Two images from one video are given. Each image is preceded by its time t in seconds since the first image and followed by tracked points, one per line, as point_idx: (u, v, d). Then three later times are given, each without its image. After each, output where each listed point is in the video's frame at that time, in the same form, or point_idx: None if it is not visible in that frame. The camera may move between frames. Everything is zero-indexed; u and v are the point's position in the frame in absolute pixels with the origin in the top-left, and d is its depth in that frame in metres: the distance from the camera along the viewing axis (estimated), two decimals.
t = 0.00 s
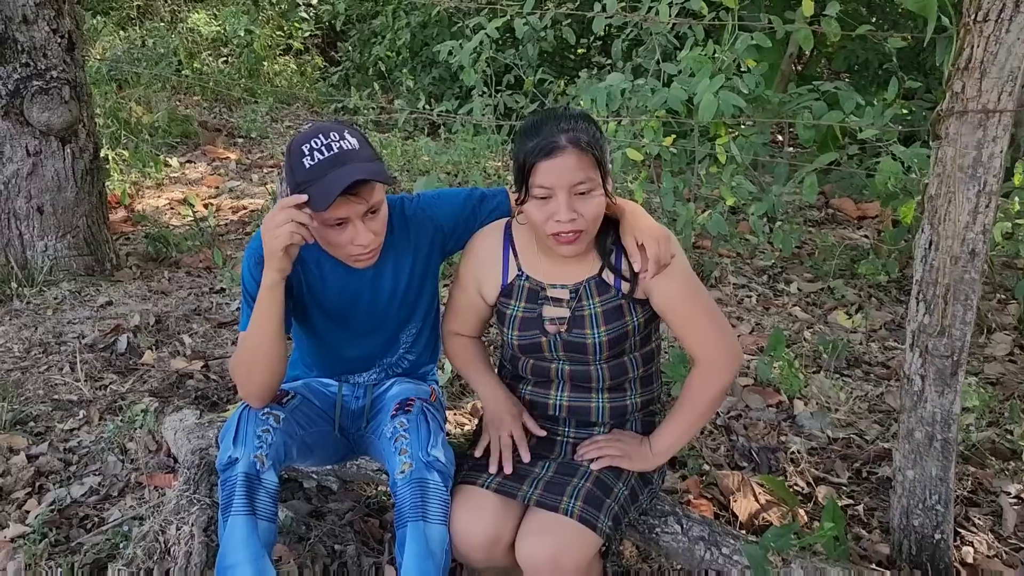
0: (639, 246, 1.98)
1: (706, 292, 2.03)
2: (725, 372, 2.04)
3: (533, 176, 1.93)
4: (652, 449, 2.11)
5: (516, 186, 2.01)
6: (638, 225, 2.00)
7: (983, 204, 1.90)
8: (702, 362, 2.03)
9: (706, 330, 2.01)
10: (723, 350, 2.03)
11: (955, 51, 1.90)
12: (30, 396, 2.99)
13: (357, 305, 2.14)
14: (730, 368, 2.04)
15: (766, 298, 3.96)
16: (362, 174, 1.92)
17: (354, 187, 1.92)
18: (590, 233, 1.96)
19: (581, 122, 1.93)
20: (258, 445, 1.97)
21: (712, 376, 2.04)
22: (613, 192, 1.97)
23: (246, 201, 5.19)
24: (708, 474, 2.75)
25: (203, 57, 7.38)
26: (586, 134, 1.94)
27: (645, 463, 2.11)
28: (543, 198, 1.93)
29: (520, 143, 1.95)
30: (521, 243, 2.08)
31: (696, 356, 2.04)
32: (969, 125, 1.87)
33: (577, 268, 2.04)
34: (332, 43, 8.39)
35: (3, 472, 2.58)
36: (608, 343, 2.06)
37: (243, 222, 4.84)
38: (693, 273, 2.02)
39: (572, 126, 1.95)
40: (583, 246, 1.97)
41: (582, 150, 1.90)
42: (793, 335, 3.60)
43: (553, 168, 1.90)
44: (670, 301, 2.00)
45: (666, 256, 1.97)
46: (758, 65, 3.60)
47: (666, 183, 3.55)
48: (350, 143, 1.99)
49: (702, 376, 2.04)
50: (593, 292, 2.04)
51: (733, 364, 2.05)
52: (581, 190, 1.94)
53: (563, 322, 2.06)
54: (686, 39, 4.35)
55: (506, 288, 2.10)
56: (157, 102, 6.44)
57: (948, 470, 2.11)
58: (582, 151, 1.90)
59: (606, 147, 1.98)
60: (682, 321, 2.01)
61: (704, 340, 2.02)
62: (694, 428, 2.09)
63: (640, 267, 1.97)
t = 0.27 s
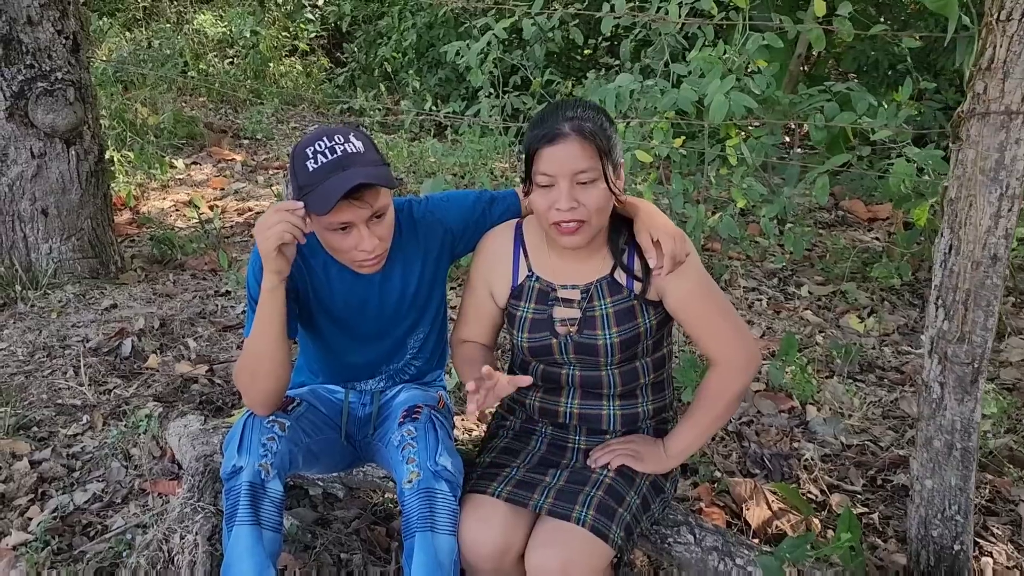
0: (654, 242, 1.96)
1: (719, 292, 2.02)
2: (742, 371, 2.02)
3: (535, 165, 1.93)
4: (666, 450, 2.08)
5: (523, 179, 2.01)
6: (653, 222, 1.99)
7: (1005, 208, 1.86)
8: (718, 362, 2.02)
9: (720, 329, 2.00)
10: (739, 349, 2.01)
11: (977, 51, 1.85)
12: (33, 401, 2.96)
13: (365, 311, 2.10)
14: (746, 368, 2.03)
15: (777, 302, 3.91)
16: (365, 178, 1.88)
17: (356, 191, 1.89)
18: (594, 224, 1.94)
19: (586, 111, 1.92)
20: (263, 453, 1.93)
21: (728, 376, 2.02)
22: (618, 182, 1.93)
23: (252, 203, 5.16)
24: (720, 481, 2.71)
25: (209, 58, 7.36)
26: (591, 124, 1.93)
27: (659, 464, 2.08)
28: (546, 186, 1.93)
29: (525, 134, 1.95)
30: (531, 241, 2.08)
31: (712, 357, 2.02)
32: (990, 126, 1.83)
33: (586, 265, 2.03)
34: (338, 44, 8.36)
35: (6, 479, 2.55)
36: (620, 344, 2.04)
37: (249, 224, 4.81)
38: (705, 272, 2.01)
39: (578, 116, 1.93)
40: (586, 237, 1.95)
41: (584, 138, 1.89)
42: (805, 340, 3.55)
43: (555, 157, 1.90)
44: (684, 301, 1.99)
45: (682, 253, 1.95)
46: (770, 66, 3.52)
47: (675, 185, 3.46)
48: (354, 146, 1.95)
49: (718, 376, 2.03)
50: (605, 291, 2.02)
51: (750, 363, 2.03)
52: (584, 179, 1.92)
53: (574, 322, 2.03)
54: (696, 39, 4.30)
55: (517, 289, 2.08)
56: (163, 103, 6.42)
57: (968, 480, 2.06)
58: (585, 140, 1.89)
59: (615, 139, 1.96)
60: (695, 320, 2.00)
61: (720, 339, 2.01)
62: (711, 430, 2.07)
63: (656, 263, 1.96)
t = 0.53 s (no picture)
0: (671, 239, 1.94)
1: (735, 292, 1.99)
2: (758, 373, 1.99)
3: (537, 150, 1.91)
4: (679, 453, 2.05)
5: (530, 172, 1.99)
6: (669, 219, 1.96)
7: None
8: (734, 363, 1.98)
9: (735, 330, 1.96)
10: (755, 350, 1.98)
11: (998, 48, 1.81)
12: (36, 403, 2.94)
13: (370, 314, 2.06)
14: (762, 370, 1.99)
15: (787, 303, 3.86)
16: (378, 173, 1.86)
17: (368, 185, 1.86)
18: (594, 212, 1.90)
19: (588, 98, 1.88)
20: (267, 458, 1.90)
21: (743, 377, 1.98)
22: (620, 170, 1.87)
23: (258, 202, 5.13)
24: (731, 487, 2.66)
25: (215, 58, 7.34)
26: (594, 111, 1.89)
27: (673, 468, 2.04)
28: (546, 172, 1.90)
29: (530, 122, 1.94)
30: (541, 238, 2.05)
31: (727, 358, 1.99)
32: (1011, 126, 1.79)
33: (596, 262, 1.99)
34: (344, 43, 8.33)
35: (8, 482, 2.52)
36: (632, 344, 1.99)
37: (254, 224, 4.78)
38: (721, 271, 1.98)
39: (580, 102, 1.90)
40: (585, 226, 1.91)
41: (581, 122, 1.86)
42: (817, 342, 3.50)
43: (552, 141, 1.87)
44: (700, 300, 1.95)
45: (699, 251, 1.92)
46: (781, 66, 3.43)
47: (685, 185, 3.40)
48: (367, 141, 1.92)
49: (733, 378, 1.99)
50: (617, 290, 1.98)
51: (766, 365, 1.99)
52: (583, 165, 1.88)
53: (585, 322, 1.99)
54: (705, 38, 4.26)
55: (525, 288, 2.05)
56: (169, 102, 6.39)
57: (987, 488, 2.02)
58: (582, 125, 1.86)
59: (622, 129, 1.92)
60: (710, 320, 1.96)
61: (736, 340, 1.97)
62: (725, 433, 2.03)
63: (672, 260, 1.92)
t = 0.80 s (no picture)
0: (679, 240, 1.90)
1: (744, 294, 1.95)
2: (766, 377, 1.96)
3: (545, 146, 1.90)
4: (690, 465, 2.02)
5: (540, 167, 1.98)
6: (678, 219, 1.93)
7: None
8: (742, 368, 1.95)
9: (745, 334, 1.93)
10: (763, 354, 1.95)
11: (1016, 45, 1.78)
12: (41, 402, 2.92)
13: (376, 314, 2.04)
14: (771, 374, 1.96)
15: (797, 303, 3.82)
16: (388, 169, 1.83)
17: (378, 181, 1.84)
18: (599, 210, 1.86)
19: (599, 95, 1.86)
20: (272, 460, 1.88)
21: (752, 382, 1.95)
22: (626, 170, 1.83)
23: (264, 201, 5.11)
24: (739, 489, 2.63)
25: (222, 56, 7.32)
26: (604, 107, 1.86)
27: (684, 481, 2.01)
28: (552, 167, 1.89)
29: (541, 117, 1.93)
30: (549, 236, 2.02)
31: (735, 362, 1.96)
32: None
33: (604, 261, 1.96)
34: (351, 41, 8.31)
35: (12, 483, 2.51)
36: (639, 345, 1.96)
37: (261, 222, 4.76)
38: (730, 273, 1.94)
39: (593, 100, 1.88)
40: (589, 223, 1.88)
41: (590, 118, 1.84)
42: (827, 343, 3.46)
43: (559, 137, 1.86)
44: (708, 303, 1.92)
45: (708, 251, 1.89)
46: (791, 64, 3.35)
47: (694, 183, 3.33)
48: (376, 137, 1.90)
49: (741, 382, 1.96)
50: (624, 290, 1.95)
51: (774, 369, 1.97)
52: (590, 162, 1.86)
53: (591, 321, 1.97)
54: (715, 35, 4.22)
55: (532, 286, 2.02)
56: (176, 100, 6.38)
57: (1002, 493, 1.98)
58: (590, 120, 1.84)
59: (634, 128, 1.89)
60: (719, 324, 1.93)
61: (745, 344, 1.94)
62: (735, 440, 2.00)
63: (682, 261, 1.89)
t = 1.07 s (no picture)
0: (692, 241, 1.89)
1: (755, 298, 1.93)
2: (776, 382, 1.94)
3: (564, 144, 1.89)
4: (698, 470, 2.00)
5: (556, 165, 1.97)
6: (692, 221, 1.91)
7: None
8: (751, 372, 1.93)
9: (756, 339, 1.91)
10: (774, 359, 1.93)
11: None
12: (47, 401, 2.92)
13: (383, 313, 2.02)
14: (780, 379, 1.94)
15: (806, 303, 3.79)
16: (397, 164, 1.82)
17: (386, 177, 1.82)
18: (616, 210, 1.85)
19: (621, 94, 1.85)
20: (276, 461, 1.87)
21: (762, 386, 1.93)
22: (646, 170, 1.83)
23: (271, 199, 5.10)
24: (748, 491, 2.61)
25: (230, 53, 7.32)
26: (626, 108, 1.86)
27: (693, 487, 1.99)
28: (570, 165, 1.88)
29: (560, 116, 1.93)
30: (559, 237, 2.00)
31: (745, 366, 1.94)
32: None
33: (616, 262, 1.95)
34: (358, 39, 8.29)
35: (18, 482, 2.51)
36: (651, 348, 1.94)
37: (267, 221, 4.75)
38: (741, 276, 1.92)
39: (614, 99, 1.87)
40: (606, 224, 1.87)
41: (612, 118, 1.83)
42: (836, 343, 3.43)
43: (580, 135, 1.85)
44: (719, 306, 1.90)
45: (721, 254, 1.88)
46: (801, 61, 3.33)
47: (703, 182, 3.30)
48: (384, 133, 1.89)
49: (750, 387, 1.94)
50: (636, 292, 1.93)
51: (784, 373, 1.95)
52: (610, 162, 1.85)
53: (602, 323, 1.95)
54: (724, 33, 4.19)
55: (542, 288, 2.00)
56: (183, 98, 6.38)
57: (1016, 497, 1.95)
58: (613, 120, 1.83)
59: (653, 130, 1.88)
60: (729, 328, 1.91)
61: (755, 348, 1.92)
62: (743, 446, 1.98)
63: (694, 264, 1.88)
